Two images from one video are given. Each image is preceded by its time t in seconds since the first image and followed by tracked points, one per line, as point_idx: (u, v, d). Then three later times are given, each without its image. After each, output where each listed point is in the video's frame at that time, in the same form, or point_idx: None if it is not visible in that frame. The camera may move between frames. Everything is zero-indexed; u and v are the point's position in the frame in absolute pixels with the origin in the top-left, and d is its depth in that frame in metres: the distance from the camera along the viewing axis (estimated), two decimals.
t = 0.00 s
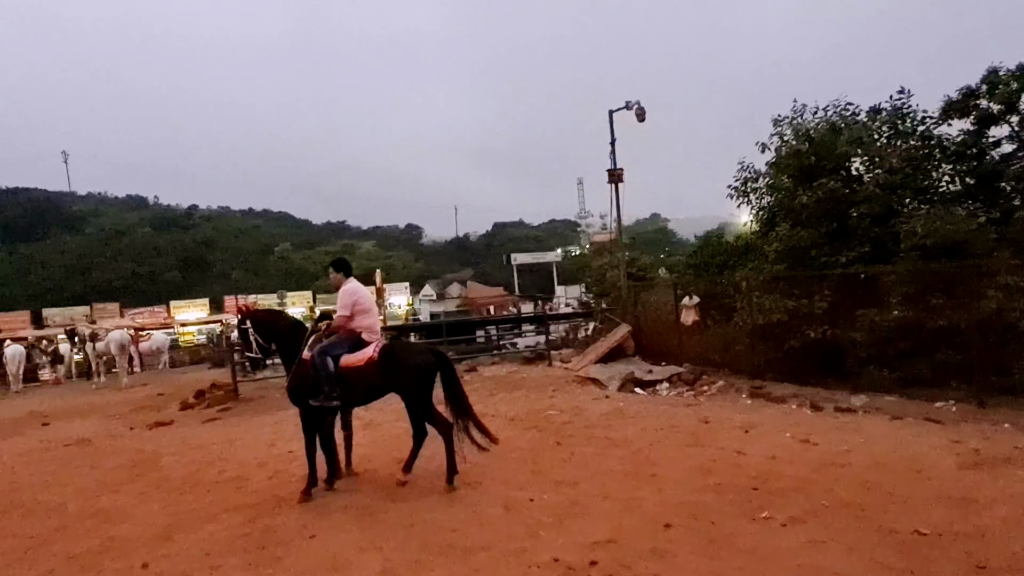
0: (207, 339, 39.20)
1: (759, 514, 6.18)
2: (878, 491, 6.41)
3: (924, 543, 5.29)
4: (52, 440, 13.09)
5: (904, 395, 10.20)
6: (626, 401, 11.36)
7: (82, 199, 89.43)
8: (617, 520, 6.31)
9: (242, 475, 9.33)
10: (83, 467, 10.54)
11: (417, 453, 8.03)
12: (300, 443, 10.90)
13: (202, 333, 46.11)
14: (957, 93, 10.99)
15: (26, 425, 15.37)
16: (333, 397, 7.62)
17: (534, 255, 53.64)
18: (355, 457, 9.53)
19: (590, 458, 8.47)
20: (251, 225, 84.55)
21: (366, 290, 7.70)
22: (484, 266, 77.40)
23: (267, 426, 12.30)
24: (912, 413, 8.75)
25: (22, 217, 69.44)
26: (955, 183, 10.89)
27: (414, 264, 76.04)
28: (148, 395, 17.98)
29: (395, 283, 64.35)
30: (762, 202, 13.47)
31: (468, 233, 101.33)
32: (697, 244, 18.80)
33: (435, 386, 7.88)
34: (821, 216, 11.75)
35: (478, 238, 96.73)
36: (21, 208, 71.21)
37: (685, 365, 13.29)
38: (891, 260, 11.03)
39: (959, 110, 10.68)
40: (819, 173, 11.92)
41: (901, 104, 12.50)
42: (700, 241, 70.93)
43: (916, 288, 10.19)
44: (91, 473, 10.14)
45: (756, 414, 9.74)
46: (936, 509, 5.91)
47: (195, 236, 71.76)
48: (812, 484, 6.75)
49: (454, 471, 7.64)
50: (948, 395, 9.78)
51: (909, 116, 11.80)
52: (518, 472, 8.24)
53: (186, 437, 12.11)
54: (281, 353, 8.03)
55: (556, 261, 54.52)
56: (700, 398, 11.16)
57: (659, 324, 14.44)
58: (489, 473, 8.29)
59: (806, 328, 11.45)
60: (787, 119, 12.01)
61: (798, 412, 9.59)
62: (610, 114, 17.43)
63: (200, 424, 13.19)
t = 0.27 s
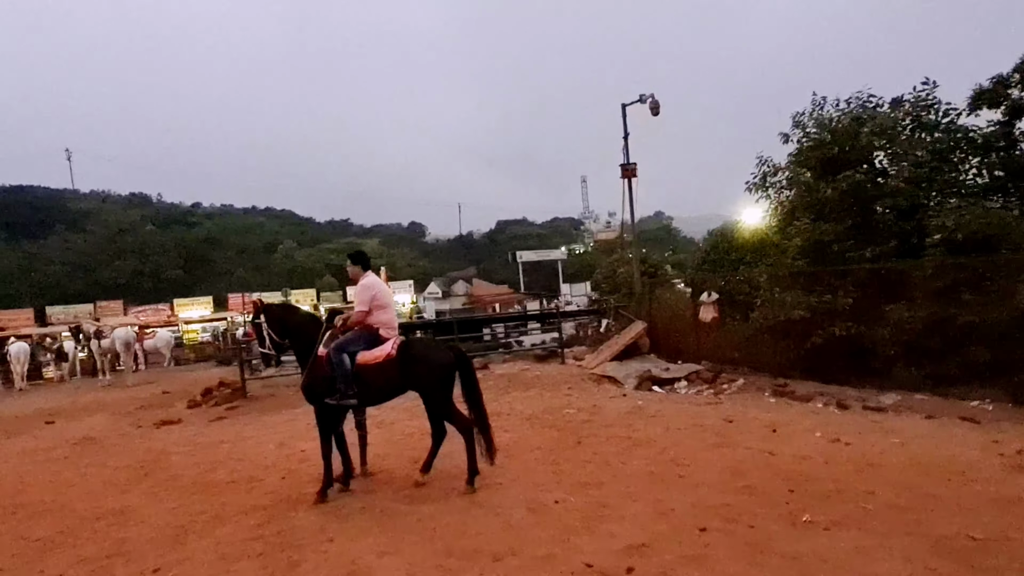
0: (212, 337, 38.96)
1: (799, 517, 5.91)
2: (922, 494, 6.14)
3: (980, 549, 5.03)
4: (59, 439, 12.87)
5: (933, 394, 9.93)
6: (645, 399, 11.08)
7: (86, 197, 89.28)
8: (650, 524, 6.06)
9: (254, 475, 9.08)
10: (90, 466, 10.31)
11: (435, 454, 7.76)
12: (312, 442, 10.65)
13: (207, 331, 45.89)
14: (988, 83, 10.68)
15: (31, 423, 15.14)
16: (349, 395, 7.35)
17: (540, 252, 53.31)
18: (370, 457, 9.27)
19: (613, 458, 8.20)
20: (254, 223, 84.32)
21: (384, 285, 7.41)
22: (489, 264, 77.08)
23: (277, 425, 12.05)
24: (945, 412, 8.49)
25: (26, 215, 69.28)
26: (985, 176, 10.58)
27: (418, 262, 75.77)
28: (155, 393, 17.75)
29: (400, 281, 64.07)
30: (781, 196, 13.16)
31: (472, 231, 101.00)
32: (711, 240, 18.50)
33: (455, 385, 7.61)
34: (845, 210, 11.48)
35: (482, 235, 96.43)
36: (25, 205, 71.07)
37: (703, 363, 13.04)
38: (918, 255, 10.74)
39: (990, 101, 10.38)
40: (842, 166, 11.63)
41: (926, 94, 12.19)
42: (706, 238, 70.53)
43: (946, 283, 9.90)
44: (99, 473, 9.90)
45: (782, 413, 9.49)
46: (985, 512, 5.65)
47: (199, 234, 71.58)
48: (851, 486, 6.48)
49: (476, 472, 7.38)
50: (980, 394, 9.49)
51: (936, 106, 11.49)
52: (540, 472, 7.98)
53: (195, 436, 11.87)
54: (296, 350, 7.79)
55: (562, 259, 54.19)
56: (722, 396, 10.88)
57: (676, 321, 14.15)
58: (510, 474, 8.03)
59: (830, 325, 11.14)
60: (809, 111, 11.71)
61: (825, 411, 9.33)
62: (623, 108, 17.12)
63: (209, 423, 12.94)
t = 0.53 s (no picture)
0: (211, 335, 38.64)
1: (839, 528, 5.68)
2: (963, 502, 5.92)
3: None
4: (60, 440, 12.61)
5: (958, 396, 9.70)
6: (661, 401, 10.84)
7: (83, 194, 88.82)
8: (681, 533, 5.83)
9: (263, 479, 8.84)
10: (94, 470, 10.06)
11: (451, 459, 7.51)
12: (321, 444, 10.41)
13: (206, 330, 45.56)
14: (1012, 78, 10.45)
15: (32, 424, 14.87)
16: (363, 398, 7.11)
17: (541, 250, 53.02)
18: (382, 460, 9.03)
19: (634, 462, 7.97)
20: (253, 220, 83.94)
21: (401, 284, 7.17)
22: (488, 262, 76.80)
23: (284, 426, 11.79)
24: (975, 416, 8.27)
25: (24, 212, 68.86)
26: (1009, 173, 10.34)
27: (418, 259, 75.46)
28: (156, 392, 17.48)
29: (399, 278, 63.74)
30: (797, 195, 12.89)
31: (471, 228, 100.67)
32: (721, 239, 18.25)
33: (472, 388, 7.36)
34: (864, 208, 11.23)
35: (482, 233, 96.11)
36: (23, 203, 70.66)
37: (718, 364, 12.81)
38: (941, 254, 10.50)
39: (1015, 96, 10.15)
40: (861, 163, 11.39)
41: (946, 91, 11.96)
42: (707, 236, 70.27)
43: (971, 282, 9.66)
44: (104, 476, 9.65)
45: (804, 416, 9.26)
46: None
47: (198, 232, 71.23)
48: (888, 494, 6.24)
49: (495, 478, 7.14)
50: (1006, 396, 9.26)
51: (958, 103, 11.25)
52: (560, 477, 7.74)
53: (200, 438, 11.61)
54: (307, 351, 7.54)
55: (563, 257, 53.91)
56: (739, 398, 10.64)
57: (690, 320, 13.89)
58: (529, 479, 7.79)
59: (848, 325, 10.87)
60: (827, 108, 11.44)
61: (848, 414, 9.11)
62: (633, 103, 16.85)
63: (213, 424, 12.69)
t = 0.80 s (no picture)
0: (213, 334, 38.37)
1: (881, 536, 5.44)
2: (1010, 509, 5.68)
3: None
4: (63, 441, 12.36)
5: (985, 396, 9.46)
6: (678, 402, 10.60)
7: (83, 192, 88.49)
8: (716, 541, 5.59)
9: (274, 482, 8.60)
10: (98, 472, 9.80)
11: (470, 462, 7.28)
12: (332, 446, 10.16)
13: (208, 328, 45.29)
14: None
15: (33, 424, 14.60)
16: (381, 399, 6.92)
17: (544, 248, 52.72)
18: (395, 463, 8.79)
19: (658, 466, 7.72)
20: (254, 218, 83.64)
21: (420, 282, 7.06)
22: (490, 260, 76.48)
23: (292, 427, 11.55)
24: (1007, 418, 8.04)
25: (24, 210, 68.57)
26: None
27: (419, 257, 75.14)
28: (160, 392, 17.22)
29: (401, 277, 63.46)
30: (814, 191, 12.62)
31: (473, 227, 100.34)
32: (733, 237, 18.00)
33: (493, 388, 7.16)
34: (886, 204, 10.98)
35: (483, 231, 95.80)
36: (23, 201, 70.35)
37: (735, 363, 12.56)
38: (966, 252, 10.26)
39: None
40: (883, 158, 11.14)
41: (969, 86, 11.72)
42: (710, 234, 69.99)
43: (998, 280, 9.42)
44: (109, 479, 9.40)
45: (828, 417, 9.02)
46: None
47: (198, 230, 70.94)
48: (928, 500, 6.00)
49: (516, 482, 6.90)
50: None
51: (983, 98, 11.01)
52: (581, 481, 7.50)
53: (207, 439, 11.37)
54: (322, 351, 7.35)
55: (566, 255, 53.64)
56: (759, 399, 10.40)
57: (704, 319, 13.66)
58: (550, 483, 7.55)
59: (870, 324, 10.63)
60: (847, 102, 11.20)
61: (874, 415, 8.87)
62: (644, 99, 16.59)
63: (219, 424, 12.44)
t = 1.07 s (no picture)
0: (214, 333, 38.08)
1: (927, 547, 5.22)
2: None
3: None
4: (66, 443, 12.12)
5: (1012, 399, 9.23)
6: (695, 404, 10.37)
7: (82, 190, 88.15)
8: (753, 552, 5.36)
9: (285, 486, 8.36)
10: (102, 476, 9.55)
11: (491, 467, 7.07)
12: (342, 449, 9.92)
13: (208, 327, 44.99)
14: None
15: (35, 425, 14.35)
16: (400, 403, 6.72)
17: (546, 247, 52.43)
18: (409, 467, 8.56)
19: (682, 471, 7.49)
20: (253, 217, 83.32)
21: (439, 281, 6.89)
22: (491, 259, 76.21)
23: (300, 428, 11.32)
24: None
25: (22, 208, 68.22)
26: None
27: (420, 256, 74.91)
28: (163, 392, 16.97)
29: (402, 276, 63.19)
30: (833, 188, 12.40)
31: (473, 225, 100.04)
32: (745, 236, 17.76)
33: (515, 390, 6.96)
34: (908, 203, 10.77)
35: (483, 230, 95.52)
36: (22, 199, 69.99)
37: (752, 364, 12.34)
38: (991, 252, 10.04)
39: None
40: (907, 155, 10.92)
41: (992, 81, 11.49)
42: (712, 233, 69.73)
43: None
44: (115, 482, 9.17)
45: (854, 420, 8.79)
46: None
47: (198, 228, 70.63)
48: (970, 507, 5.78)
49: (540, 488, 6.67)
50: None
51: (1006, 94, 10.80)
52: (604, 486, 7.27)
53: (213, 441, 11.13)
54: (338, 353, 7.17)
55: (568, 254, 53.38)
56: (780, 401, 10.17)
57: (719, 319, 13.42)
58: (571, 488, 7.32)
59: (893, 324, 10.41)
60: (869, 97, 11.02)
61: (901, 418, 8.64)
62: (655, 95, 16.37)
63: (225, 425, 12.20)
